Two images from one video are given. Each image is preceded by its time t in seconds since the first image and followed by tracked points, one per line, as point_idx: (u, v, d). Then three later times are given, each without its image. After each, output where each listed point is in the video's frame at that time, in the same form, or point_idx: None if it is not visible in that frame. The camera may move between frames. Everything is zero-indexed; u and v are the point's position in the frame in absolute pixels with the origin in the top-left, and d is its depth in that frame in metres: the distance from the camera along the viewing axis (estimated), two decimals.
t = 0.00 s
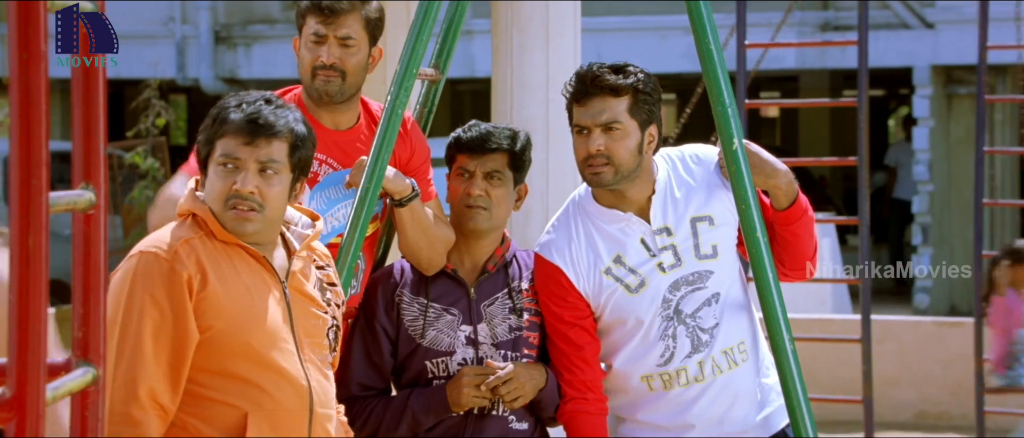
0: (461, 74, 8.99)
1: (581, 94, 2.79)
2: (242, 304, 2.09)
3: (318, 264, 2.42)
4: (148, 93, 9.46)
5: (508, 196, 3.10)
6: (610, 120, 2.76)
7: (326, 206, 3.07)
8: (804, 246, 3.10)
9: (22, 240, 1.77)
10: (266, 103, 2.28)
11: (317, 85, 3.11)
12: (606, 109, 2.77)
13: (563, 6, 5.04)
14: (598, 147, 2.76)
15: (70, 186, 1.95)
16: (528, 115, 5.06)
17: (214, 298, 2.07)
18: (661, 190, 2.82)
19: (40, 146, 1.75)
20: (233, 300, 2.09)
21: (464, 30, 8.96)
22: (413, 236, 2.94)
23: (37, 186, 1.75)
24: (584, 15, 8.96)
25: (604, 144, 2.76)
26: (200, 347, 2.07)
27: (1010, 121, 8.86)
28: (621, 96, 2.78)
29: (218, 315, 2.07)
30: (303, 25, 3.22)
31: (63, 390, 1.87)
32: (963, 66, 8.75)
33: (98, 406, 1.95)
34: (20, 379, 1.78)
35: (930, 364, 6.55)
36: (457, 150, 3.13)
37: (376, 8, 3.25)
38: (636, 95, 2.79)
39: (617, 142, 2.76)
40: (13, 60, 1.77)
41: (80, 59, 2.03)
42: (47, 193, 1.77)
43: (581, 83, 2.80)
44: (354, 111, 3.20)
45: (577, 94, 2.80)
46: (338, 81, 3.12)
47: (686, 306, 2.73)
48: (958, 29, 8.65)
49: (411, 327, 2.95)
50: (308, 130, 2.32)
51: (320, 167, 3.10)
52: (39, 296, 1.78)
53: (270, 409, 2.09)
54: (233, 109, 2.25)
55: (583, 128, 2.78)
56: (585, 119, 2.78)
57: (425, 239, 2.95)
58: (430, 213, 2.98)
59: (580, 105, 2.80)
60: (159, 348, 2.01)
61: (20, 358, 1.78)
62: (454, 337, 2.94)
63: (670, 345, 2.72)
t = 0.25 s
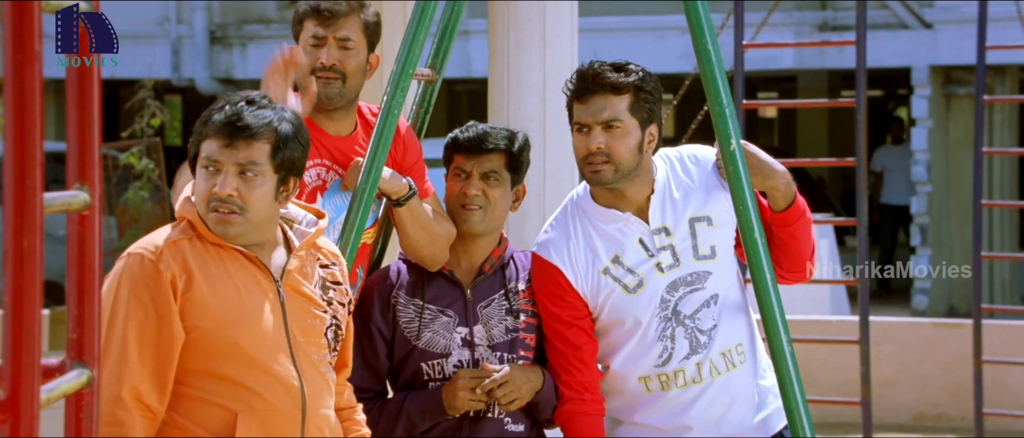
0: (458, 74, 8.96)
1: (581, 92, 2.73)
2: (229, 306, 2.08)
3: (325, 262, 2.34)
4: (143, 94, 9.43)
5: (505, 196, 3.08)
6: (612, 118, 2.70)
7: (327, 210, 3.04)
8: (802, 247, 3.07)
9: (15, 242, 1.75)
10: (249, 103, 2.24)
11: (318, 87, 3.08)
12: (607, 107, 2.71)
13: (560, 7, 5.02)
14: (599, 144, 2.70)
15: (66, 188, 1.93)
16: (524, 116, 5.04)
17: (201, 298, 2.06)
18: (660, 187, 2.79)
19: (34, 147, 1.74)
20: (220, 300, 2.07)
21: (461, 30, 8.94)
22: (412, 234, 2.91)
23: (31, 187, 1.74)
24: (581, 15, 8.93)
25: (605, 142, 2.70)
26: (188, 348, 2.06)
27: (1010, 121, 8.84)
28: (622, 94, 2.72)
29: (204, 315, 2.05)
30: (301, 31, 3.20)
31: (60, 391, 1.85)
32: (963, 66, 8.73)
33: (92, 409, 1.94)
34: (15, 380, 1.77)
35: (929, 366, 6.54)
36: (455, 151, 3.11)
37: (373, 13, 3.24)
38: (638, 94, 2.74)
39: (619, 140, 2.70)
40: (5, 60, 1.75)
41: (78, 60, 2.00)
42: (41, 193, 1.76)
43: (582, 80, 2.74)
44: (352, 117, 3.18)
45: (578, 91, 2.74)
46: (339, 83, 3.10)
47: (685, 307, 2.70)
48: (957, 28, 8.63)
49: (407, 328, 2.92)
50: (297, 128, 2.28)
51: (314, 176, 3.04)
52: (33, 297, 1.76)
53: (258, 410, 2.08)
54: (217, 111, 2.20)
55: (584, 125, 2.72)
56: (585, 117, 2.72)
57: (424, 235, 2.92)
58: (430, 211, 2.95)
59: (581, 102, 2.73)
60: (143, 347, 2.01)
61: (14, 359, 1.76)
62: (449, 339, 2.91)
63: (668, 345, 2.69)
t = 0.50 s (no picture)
0: (461, 74, 8.96)
1: (594, 89, 2.70)
2: (225, 307, 2.07)
3: (337, 263, 2.30)
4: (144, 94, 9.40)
5: (513, 185, 3.07)
6: (624, 115, 2.68)
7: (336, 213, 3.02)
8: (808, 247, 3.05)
9: (18, 243, 1.74)
10: (253, 101, 2.23)
11: (325, 92, 3.08)
12: (620, 103, 2.69)
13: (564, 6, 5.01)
14: (611, 142, 2.68)
15: (68, 187, 1.92)
16: (527, 116, 5.03)
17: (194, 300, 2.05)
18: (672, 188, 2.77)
19: (37, 146, 1.72)
20: (217, 304, 2.06)
21: (464, 30, 8.94)
22: (418, 233, 2.90)
23: (34, 185, 1.72)
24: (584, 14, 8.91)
25: (617, 139, 2.68)
26: (184, 348, 2.06)
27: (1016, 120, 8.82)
28: (633, 90, 2.71)
29: (200, 319, 2.05)
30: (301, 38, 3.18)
31: (62, 392, 1.83)
32: (969, 66, 8.71)
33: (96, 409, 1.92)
34: (17, 380, 1.75)
35: (935, 367, 6.52)
36: (461, 141, 3.10)
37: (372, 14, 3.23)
38: (651, 89, 2.72)
39: (631, 137, 2.68)
40: (8, 60, 1.74)
41: (80, 59, 1.98)
42: (44, 192, 1.74)
43: (592, 77, 2.72)
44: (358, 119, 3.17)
45: (588, 88, 2.72)
46: (349, 84, 3.09)
47: (697, 305, 2.67)
48: (964, 27, 8.63)
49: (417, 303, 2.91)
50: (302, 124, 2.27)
51: (329, 181, 3.03)
52: (35, 298, 1.74)
53: (255, 413, 2.08)
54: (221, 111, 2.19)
55: (595, 123, 2.70)
56: (598, 114, 2.70)
57: (429, 234, 2.91)
58: (434, 208, 2.96)
59: (592, 100, 2.71)
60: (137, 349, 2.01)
61: (17, 360, 1.74)
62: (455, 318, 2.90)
63: (680, 344, 2.66)
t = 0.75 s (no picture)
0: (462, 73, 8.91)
1: (619, 80, 2.85)
2: (224, 303, 2.04)
3: (339, 254, 2.28)
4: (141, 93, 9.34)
5: (520, 189, 3.04)
6: (650, 106, 2.82)
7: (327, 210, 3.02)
8: (815, 251, 3.14)
9: (13, 243, 1.73)
10: (273, 101, 2.15)
11: (325, 79, 3.15)
12: (643, 94, 2.83)
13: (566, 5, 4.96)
14: (638, 132, 2.83)
15: (65, 188, 1.88)
16: (529, 116, 4.98)
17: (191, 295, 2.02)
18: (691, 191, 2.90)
19: (33, 145, 1.71)
20: (217, 301, 2.03)
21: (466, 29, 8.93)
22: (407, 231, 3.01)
23: (30, 185, 1.72)
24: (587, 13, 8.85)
25: (644, 130, 2.83)
26: (183, 348, 2.02)
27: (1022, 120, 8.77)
28: (658, 82, 2.85)
29: (200, 317, 2.01)
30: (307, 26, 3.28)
31: (56, 395, 1.80)
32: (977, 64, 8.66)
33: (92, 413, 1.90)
34: (12, 382, 1.75)
35: (942, 369, 6.48)
36: (469, 147, 3.10)
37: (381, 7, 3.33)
38: (674, 80, 2.86)
39: (657, 128, 2.82)
40: (4, 57, 1.72)
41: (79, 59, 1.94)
42: (40, 192, 1.74)
43: (617, 69, 2.86)
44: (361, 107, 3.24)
45: (611, 80, 2.86)
46: (349, 73, 3.18)
47: (714, 304, 2.79)
48: (972, 25, 8.64)
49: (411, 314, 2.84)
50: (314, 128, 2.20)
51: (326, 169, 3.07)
52: (31, 298, 1.74)
53: (255, 410, 2.05)
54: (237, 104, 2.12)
55: (622, 114, 2.84)
56: (624, 106, 2.84)
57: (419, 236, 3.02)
58: (429, 214, 3.05)
59: (617, 91, 2.85)
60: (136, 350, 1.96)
61: (12, 362, 1.74)
62: (449, 327, 2.84)
63: (696, 343, 2.77)
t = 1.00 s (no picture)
0: (463, 71, 8.85)
1: (636, 81, 2.99)
2: (237, 294, 2.31)
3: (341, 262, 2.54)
4: (138, 91, 9.26)
5: (523, 208, 3.10)
6: (669, 108, 2.97)
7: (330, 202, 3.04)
8: (817, 251, 3.10)
9: (8, 245, 1.82)
10: (314, 124, 2.43)
11: (321, 78, 3.14)
12: (660, 96, 2.98)
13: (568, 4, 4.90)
14: (655, 134, 2.97)
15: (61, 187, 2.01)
16: (530, 116, 4.95)
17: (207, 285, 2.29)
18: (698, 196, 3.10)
19: (28, 145, 1.81)
20: (229, 290, 2.30)
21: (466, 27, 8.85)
22: (408, 239, 2.95)
23: (24, 186, 1.82)
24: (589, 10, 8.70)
25: (661, 131, 2.97)
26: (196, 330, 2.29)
27: None
28: (674, 83, 3.00)
29: (212, 302, 2.29)
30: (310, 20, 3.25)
31: (52, 398, 1.94)
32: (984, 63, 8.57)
33: (86, 416, 2.04)
34: (8, 383, 1.83)
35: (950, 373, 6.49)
36: (473, 169, 3.17)
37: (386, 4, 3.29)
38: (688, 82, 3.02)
39: (674, 129, 2.98)
40: None
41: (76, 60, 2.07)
42: (35, 193, 1.84)
43: (634, 70, 3.00)
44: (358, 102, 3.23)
45: (629, 80, 3.00)
46: (345, 74, 3.16)
47: (723, 307, 2.99)
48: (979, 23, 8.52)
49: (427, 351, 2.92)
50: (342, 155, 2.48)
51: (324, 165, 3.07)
52: (27, 301, 1.83)
53: (264, 389, 2.30)
54: (288, 123, 2.38)
55: (638, 115, 2.99)
56: (641, 107, 2.98)
57: (418, 243, 2.97)
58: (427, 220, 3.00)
59: (634, 92, 3.00)
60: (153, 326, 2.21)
61: (8, 363, 1.83)
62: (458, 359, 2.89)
63: (706, 346, 2.97)
